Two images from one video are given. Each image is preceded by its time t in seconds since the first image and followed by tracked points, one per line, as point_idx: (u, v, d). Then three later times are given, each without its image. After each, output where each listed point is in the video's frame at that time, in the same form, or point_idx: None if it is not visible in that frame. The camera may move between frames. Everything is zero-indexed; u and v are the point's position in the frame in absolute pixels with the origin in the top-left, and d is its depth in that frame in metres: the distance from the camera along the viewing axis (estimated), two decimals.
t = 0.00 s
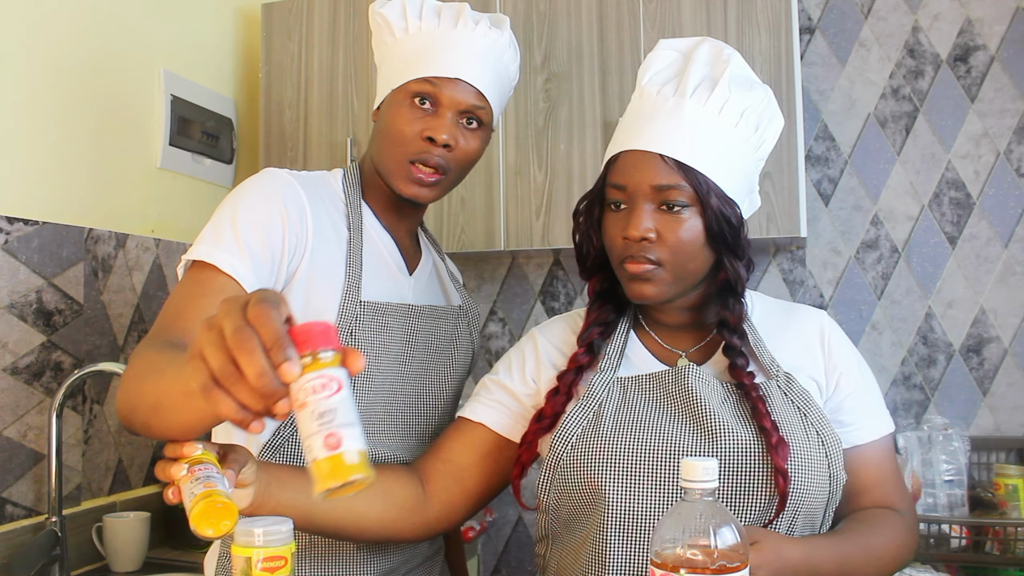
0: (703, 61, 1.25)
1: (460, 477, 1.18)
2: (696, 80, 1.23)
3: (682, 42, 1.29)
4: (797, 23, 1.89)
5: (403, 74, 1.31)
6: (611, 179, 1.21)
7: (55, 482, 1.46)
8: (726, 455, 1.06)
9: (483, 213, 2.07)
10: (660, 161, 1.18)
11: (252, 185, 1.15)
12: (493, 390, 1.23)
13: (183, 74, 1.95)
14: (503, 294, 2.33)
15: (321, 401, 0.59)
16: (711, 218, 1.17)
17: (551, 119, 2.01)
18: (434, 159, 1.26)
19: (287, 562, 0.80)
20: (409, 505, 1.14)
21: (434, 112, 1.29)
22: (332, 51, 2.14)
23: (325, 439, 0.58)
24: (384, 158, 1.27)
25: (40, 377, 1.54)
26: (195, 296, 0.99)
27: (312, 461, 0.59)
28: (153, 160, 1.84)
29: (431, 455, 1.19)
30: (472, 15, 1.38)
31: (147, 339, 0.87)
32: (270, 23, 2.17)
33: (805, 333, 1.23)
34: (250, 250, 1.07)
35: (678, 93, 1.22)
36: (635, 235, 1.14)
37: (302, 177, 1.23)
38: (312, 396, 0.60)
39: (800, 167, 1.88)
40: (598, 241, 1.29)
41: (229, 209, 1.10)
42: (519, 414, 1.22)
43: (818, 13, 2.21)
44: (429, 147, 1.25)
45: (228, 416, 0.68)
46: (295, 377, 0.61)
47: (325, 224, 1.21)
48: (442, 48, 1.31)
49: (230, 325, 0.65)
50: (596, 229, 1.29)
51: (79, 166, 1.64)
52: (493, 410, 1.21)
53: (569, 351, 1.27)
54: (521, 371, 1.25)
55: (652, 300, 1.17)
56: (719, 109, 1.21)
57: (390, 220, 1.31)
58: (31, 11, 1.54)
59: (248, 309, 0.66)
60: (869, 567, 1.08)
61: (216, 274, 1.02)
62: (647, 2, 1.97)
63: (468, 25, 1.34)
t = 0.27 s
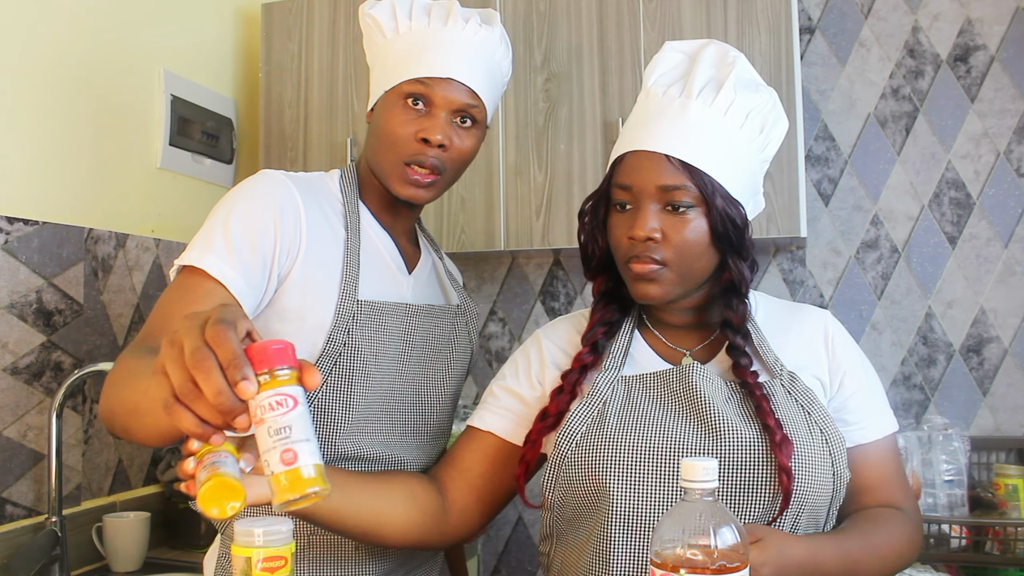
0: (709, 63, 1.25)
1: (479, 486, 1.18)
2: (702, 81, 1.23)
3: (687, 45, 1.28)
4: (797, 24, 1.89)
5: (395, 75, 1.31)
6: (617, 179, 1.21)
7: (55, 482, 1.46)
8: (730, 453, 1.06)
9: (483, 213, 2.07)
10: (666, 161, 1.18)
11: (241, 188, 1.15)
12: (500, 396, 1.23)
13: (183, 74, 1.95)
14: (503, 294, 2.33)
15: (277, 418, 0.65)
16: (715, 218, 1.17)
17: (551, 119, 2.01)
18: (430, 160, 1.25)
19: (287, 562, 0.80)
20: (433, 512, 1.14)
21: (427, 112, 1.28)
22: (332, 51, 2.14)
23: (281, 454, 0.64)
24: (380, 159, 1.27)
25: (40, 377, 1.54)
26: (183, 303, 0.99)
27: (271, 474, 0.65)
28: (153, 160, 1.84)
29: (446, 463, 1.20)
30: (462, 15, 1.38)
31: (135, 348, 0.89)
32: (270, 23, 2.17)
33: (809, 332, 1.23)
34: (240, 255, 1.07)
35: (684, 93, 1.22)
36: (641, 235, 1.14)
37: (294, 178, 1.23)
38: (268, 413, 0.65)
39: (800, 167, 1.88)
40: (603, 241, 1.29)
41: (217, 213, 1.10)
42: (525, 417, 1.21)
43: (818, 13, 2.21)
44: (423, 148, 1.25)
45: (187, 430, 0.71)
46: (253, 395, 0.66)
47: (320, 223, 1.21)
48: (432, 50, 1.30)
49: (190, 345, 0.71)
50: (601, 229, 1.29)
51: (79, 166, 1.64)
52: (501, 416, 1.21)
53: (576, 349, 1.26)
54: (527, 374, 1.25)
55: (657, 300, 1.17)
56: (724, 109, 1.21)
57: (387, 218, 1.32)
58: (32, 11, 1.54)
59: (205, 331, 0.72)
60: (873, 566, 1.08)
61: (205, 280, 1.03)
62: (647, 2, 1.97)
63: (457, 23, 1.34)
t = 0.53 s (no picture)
0: (712, 64, 1.24)
1: (487, 488, 1.18)
2: (705, 82, 1.23)
3: (692, 45, 1.28)
4: (797, 24, 1.89)
5: (392, 81, 1.30)
6: (620, 178, 1.20)
7: (55, 482, 1.46)
8: (731, 451, 1.06)
9: (484, 213, 2.07)
10: (668, 161, 1.17)
11: (236, 191, 1.16)
12: (505, 396, 1.23)
13: (183, 74, 1.95)
14: (503, 294, 2.33)
15: (285, 358, 0.65)
16: (718, 218, 1.17)
17: (551, 119, 2.01)
18: (432, 164, 1.25)
19: (287, 562, 0.80)
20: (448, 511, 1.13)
21: (426, 116, 1.28)
22: (332, 51, 2.14)
23: (293, 392, 0.64)
24: (381, 165, 1.27)
25: (40, 377, 1.54)
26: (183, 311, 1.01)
27: (283, 412, 0.65)
28: (154, 160, 1.84)
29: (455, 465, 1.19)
30: (453, 12, 1.37)
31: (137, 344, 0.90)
32: (270, 23, 2.17)
33: (813, 332, 1.23)
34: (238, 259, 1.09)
35: (687, 94, 1.22)
36: (643, 235, 1.14)
37: (292, 179, 1.24)
38: (276, 355, 0.65)
39: (800, 167, 1.88)
40: (606, 241, 1.29)
41: (212, 218, 1.11)
42: (526, 417, 1.21)
43: (818, 14, 2.21)
44: (425, 153, 1.25)
45: (199, 383, 0.73)
46: (259, 342, 0.67)
47: (318, 222, 1.22)
48: (427, 53, 1.30)
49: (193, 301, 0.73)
50: (604, 229, 1.29)
51: (79, 166, 1.65)
52: (505, 418, 1.21)
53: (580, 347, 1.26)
54: (530, 375, 1.25)
55: (660, 301, 1.17)
56: (727, 111, 1.21)
57: (387, 218, 1.32)
58: (32, 11, 1.54)
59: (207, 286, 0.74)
60: (875, 565, 1.08)
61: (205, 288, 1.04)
62: (647, 2, 1.97)
63: (449, 22, 1.34)
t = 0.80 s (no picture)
0: (712, 64, 1.24)
1: (484, 485, 1.18)
2: (705, 82, 1.23)
3: (692, 45, 1.28)
4: (797, 23, 1.89)
5: (383, 90, 1.29)
6: (620, 178, 1.20)
7: (55, 482, 1.46)
8: (731, 452, 1.06)
9: (484, 213, 2.07)
10: (668, 161, 1.17)
11: (231, 195, 1.17)
12: (505, 391, 1.24)
13: (183, 74, 1.95)
14: (503, 294, 2.33)
15: (304, 317, 0.69)
16: (717, 218, 1.17)
17: (551, 119, 2.01)
18: (442, 165, 1.26)
19: (287, 563, 0.80)
20: (443, 507, 1.13)
21: (427, 118, 1.28)
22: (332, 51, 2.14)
23: (315, 346, 0.68)
24: (386, 171, 1.27)
25: (40, 377, 1.54)
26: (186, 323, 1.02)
27: (307, 368, 0.68)
28: (154, 160, 1.84)
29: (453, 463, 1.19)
30: (430, 6, 1.36)
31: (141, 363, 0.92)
32: (270, 23, 2.17)
33: (815, 332, 1.23)
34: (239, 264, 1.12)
35: (687, 94, 1.22)
36: (643, 235, 1.14)
37: (289, 180, 1.24)
38: (296, 314, 0.70)
39: (800, 167, 1.88)
40: (607, 241, 1.29)
41: (210, 225, 1.13)
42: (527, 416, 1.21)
43: (818, 14, 2.21)
44: (434, 155, 1.25)
45: (223, 349, 0.77)
46: (278, 304, 0.71)
47: (317, 223, 1.22)
48: (417, 54, 1.29)
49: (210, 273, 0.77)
50: (605, 229, 1.29)
51: (79, 166, 1.64)
52: (506, 416, 1.21)
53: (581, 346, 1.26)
54: (531, 373, 1.25)
55: (660, 301, 1.17)
56: (727, 111, 1.21)
57: (391, 222, 1.32)
58: (32, 11, 1.54)
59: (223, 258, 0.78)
60: (875, 567, 1.08)
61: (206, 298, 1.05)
62: (647, 2, 1.97)
63: (431, 19, 1.33)
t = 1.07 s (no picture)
0: (701, 62, 1.24)
1: (489, 487, 1.18)
2: (694, 80, 1.23)
3: (681, 46, 1.28)
4: (797, 23, 1.89)
5: (377, 86, 1.29)
6: (613, 181, 1.21)
7: (54, 482, 1.46)
8: (734, 452, 1.06)
9: (484, 213, 2.07)
10: (658, 160, 1.18)
11: (225, 200, 1.15)
12: (506, 392, 1.24)
13: (183, 74, 1.95)
14: (503, 294, 2.33)
15: (269, 376, 0.67)
16: (712, 215, 1.16)
17: (551, 119, 2.01)
18: (428, 163, 1.26)
19: (287, 562, 0.80)
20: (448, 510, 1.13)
21: (418, 117, 1.28)
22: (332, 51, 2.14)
23: (283, 406, 0.66)
24: (375, 168, 1.27)
25: (40, 377, 1.54)
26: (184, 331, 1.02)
27: (277, 429, 0.66)
28: (153, 160, 1.84)
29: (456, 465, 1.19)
30: (432, 8, 1.37)
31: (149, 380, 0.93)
32: (270, 23, 2.17)
33: (817, 333, 1.23)
34: (235, 273, 1.08)
35: (675, 93, 1.22)
36: (638, 236, 1.14)
37: (283, 182, 1.23)
38: (261, 374, 0.68)
39: (800, 167, 1.88)
40: (605, 246, 1.30)
41: (205, 232, 1.11)
42: (528, 416, 1.21)
43: (818, 14, 2.21)
44: (421, 153, 1.25)
45: (193, 417, 0.77)
46: (242, 365, 0.69)
47: (311, 225, 1.20)
48: (413, 55, 1.29)
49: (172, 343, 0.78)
50: (603, 233, 1.29)
51: (79, 166, 1.64)
52: (507, 418, 1.21)
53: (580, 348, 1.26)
54: (532, 374, 1.25)
55: (659, 301, 1.17)
56: (717, 106, 1.21)
57: (382, 220, 1.32)
58: (32, 11, 1.54)
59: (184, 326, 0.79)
60: (876, 568, 1.08)
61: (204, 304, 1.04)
62: (647, 2, 1.97)
63: (431, 21, 1.33)
